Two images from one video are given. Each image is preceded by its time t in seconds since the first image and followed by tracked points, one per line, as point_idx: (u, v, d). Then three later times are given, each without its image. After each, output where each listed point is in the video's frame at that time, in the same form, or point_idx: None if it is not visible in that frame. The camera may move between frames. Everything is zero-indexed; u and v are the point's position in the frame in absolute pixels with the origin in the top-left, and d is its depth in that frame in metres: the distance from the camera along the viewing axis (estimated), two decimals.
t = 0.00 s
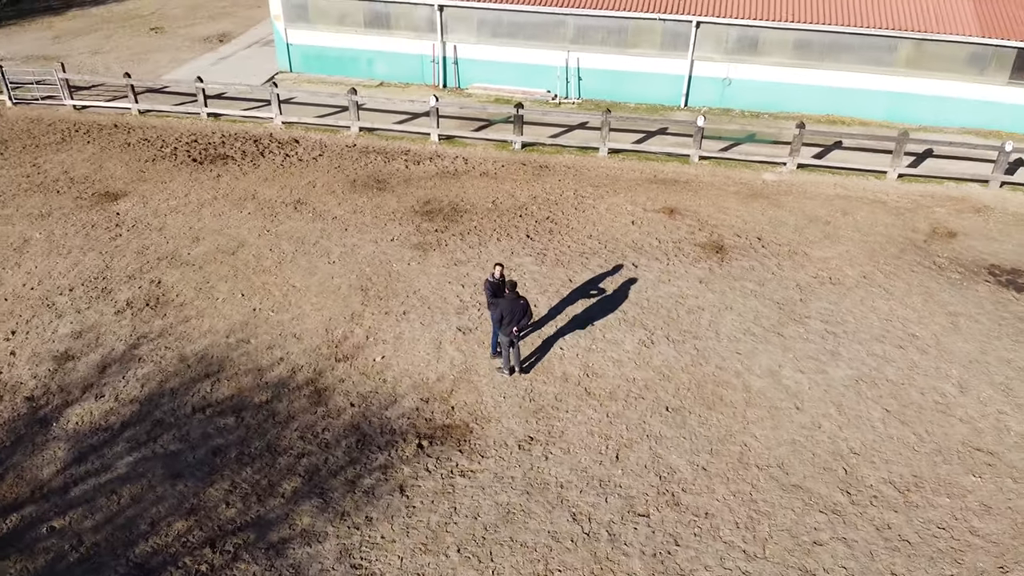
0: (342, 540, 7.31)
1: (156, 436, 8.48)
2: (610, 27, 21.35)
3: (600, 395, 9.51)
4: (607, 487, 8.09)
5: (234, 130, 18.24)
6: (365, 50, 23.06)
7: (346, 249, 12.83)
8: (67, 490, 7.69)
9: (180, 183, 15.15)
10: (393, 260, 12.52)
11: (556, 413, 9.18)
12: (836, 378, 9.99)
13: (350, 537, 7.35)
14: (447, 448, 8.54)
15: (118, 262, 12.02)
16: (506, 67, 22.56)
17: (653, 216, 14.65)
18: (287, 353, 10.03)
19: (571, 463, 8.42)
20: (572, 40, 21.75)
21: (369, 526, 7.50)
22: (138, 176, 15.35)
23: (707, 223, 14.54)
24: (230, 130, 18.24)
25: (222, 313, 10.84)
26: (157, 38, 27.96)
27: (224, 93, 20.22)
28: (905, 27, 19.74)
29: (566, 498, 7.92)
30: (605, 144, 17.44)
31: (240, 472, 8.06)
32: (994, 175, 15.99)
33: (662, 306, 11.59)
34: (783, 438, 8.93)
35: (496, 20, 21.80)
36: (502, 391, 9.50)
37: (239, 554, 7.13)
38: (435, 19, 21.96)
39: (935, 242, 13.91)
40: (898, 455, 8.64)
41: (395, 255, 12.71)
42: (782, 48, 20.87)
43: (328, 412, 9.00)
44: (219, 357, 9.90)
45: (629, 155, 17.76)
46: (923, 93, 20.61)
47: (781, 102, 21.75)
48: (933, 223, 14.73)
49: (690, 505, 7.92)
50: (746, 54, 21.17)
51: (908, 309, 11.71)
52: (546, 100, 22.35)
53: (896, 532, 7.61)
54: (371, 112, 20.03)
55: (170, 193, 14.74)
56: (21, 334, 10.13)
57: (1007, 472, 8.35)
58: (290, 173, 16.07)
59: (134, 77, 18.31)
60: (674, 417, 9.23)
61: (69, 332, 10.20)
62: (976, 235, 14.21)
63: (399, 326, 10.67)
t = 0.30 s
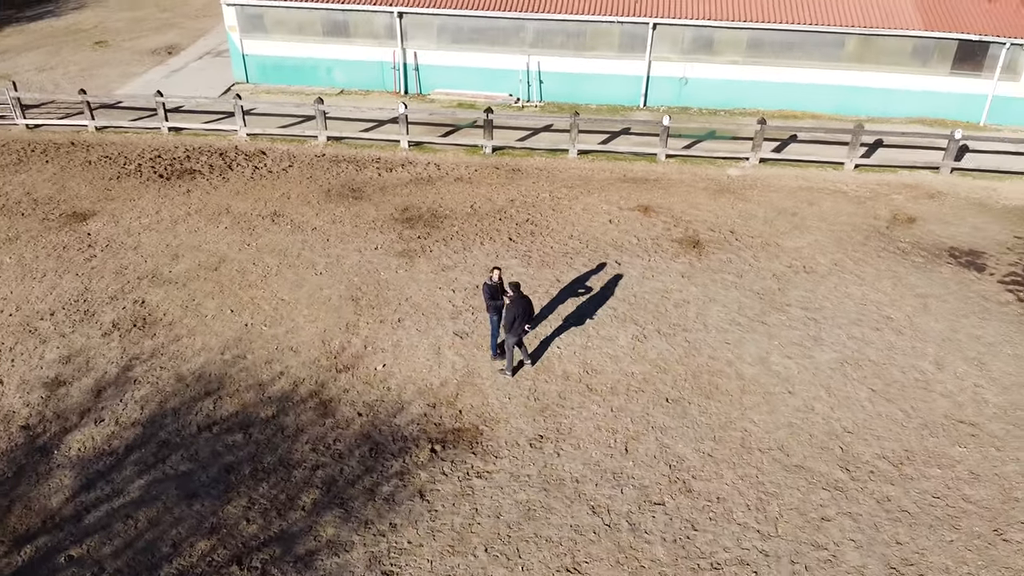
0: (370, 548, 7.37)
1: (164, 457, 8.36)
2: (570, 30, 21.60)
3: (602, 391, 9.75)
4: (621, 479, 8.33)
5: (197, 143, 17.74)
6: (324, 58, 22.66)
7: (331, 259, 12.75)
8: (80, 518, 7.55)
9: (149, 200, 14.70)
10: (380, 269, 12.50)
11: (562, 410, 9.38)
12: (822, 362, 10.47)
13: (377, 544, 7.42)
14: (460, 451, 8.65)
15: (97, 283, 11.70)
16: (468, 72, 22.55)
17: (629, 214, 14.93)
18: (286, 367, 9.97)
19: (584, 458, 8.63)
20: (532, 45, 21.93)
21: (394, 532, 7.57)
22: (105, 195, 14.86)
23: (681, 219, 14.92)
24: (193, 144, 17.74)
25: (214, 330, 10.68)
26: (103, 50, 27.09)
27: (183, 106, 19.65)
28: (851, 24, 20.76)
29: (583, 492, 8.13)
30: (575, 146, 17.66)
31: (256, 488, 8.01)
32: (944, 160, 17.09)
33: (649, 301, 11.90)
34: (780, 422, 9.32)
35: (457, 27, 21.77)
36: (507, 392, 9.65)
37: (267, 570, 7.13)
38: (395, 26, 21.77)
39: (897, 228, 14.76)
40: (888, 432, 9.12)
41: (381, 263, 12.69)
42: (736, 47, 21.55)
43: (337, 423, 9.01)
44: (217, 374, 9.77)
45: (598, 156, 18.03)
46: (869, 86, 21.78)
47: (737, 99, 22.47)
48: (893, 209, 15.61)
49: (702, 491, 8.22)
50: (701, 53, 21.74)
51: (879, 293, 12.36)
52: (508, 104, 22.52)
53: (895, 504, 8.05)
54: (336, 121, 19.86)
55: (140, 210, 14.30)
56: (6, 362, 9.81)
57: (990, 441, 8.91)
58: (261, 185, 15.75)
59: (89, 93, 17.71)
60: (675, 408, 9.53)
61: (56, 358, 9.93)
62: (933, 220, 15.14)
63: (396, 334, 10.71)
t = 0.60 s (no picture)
0: (398, 553, 7.45)
1: (177, 477, 8.28)
2: (531, 34, 21.69)
3: (603, 386, 10.00)
4: (633, 470, 8.60)
5: (162, 158, 17.16)
6: (282, 68, 22.00)
7: (317, 270, 12.65)
8: (99, 544, 7.46)
9: (120, 218, 14.26)
10: (368, 277, 12.49)
11: (567, 407, 9.60)
12: (807, 347, 10.97)
13: (405, 548, 7.51)
14: (474, 452, 8.78)
15: (78, 304, 11.39)
16: (430, 77, 22.35)
17: (605, 213, 15.21)
18: (288, 380, 9.92)
19: (595, 451, 8.86)
20: (494, 49, 21.90)
21: (420, 535, 7.66)
22: (72, 214, 14.37)
23: (656, 216, 15.27)
24: (157, 159, 17.19)
25: (208, 346, 10.53)
26: (47, 64, 26.14)
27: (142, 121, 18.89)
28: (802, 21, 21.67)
29: (599, 484, 8.38)
30: (545, 148, 17.82)
31: (276, 502, 8.01)
32: (897, 151, 18.32)
33: (637, 296, 12.19)
34: (777, 406, 9.73)
35: (419, 32, 21.63)
36: (512, 392, 9.81)
37: None
38: (356, 34, 21.43)
39: (860, 216, 15.65)
40: (876, 409, 9.63)
41: (368, 271, 12.66)
42: (692, 46, 22.14)
43: (347, 432, 9.04)
44: (219, 391, 9.67)
45: (567, 156, 18.26)
46: (818, 81, 22.74)
47: (693, 98, 23.03)
48: (854, 199, 16.54)
49: (712, 476, 8.55)
50: (659, 54, 22.18)
51: (851, 279, 12.99)
52: (472, 108, 22.39)
53: (892, 476, 8.52)
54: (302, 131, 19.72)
55: (112, 228, 13.88)
56: None
57: (970, 413, 9.50)
58: (234, 198, 15.35)
59: (45, 111, 17.05)
60: (676, 398, 9.84)
61: (48, 383, 9.68)
62: (892, 207, 16.10)
63: (394, 341, 10.76)
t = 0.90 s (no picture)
0: (429, 555, 7.58)
1: (195, 494, 8.24)
2: (496, 39, 21.72)
3: (607, 381, 10.26)
4: (646, 460, 8.88)
5: (131, 175, 16.71)
6: (246, 78, 21.37)
7: (308, 281, 12.58)
8: (124, 566, 7.42)
9: (97, 237, 13.90)
10: (360, 285, 12.48)
11: (575, 403, 9.82)
12: (793, 336, 11.47)
13: (435, 550, 7.64)
14: (490, 452, 8.94)
15: (66, 326, 11.13)
16: (397, 84, 22.13)
17: (586, 213, 15.45)
18: (295, 391, 9.90)
19: (607, 445, 9.11)
20: (459, 55, 21.87)
21: (448, 536, 7.80)
22: (44, 235, 13.95)
23: (635, 214, 15.58)
24: (125, 175, 16.72)
25: (207, 362, 10.42)
26: None
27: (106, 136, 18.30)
28: (758, 21, 22.40)
29: (615, 476, 8.63)
30: (520, 151, 17.97)
31: (300, 513, 8.04)
32: (855, 143, 19.21)
33: (628, 293, 12.48)
34: (773, 392, 10.16)
35: (384, 39, 21.30)
36: (519, 392, 9.99)
37: None
38: (320, 42, 20.95)
39: (828, 206, 16.45)
40: (866, 390, 10.14)
41: (360, 280, 12.65)
42: (654, 48, 22.51)
43: (362, 439, 9.10)
44: (225, 406, 9.60)
45: (542, 159, 18.42)
46: (774, 78, 23.55)
47: (656, 98, 23.38)
48: (820, 190, 17.37)
49: (721, 462, 8.89)
50: (621, 55, 22.46)
51: (827, 268, 13.57)
52: (440, 114, 22.29)
53: (888, 452, 9.00)
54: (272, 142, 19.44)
55: (88, 247, 13.53)
56: None
57: (952, 389, 10.08)
58: (211, 211, 15.05)
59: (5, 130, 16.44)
60: (678, 389, 10.17)
61: (47, 408, 9.49)
62: (856, 197, 17.01)
63: (396, 347, 10.82)
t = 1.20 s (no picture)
0: (460, 555, 7.74)
1: (217, 510, 8.22)
2: (463, 44, 21.78)
3: (609, 377, 10.55)
4: (656, 450, 9.19)
5: (100, 192, 16.22)
6: (210, 90, 20.76)
7: (300, 291, 12.52)
8: None
9: (75, 255, 13.52)
10: (354, 293, 12.50)
11: (581, 400, 10.08)
12: (779, 326, 11.97)
13: (465, 549, 7.80)
14: (505, 452, 9.13)
15: (56, 348, 10.85)
16: (364, 92, 21.88)
17: (567, 214, 15.70)
18: (303, 403, 9.90)
19: (618, 438, 9.38)
20: (426, 61, 21.81)
21: (475, 535, 7.97)
22: (18, 256, 13.51)
23: (615, 212, 15.91)
24: (94, 192, 16.22)
25: (209, 378, 10.32)
26: None
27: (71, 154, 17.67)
28: (715, 21, 23.08)
29: (629, 467, 8.92)
30: (496, 154, 18.10)
31: (325, 522, 8.11)
32: (815, 137, 20.02)
33: (618, 289, 12.79)
34: (767, 379, 10.60)
35: (349, 47, 21.03)
36: (526, 391, 10.19)
37: None
38: (285, 52, 20.57)
39: (795, 198, 17.19)
40: (854, 372, 10.69)
41: (353, 288, 12.66)
42: (617, 50, 22.95)
43: (377, 446, 9.19)
44: (234, 420, 9.56)
45: (517, 161, 18.59)
46: (732, 76, 24.27)
47: (621, 99, 23.82)
48: (787, 183, 18.12)
49: (727, 447, 9.26)
50: (586, 58, 22.83)
51: (803, 260, 14.17)
52: (409, 120, 22.24)
53: (882, 429, 9.51)
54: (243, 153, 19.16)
55: (67, 266, 13.15)
56: None
57: (933, 368, 10.68)
58: (191, 226, 14.74)
59: None
60: (678, 381, 10.53)
61: (49, 434, 9.29)
62: (822, 188, 17.85)
63: (399, 353, 10.90)
